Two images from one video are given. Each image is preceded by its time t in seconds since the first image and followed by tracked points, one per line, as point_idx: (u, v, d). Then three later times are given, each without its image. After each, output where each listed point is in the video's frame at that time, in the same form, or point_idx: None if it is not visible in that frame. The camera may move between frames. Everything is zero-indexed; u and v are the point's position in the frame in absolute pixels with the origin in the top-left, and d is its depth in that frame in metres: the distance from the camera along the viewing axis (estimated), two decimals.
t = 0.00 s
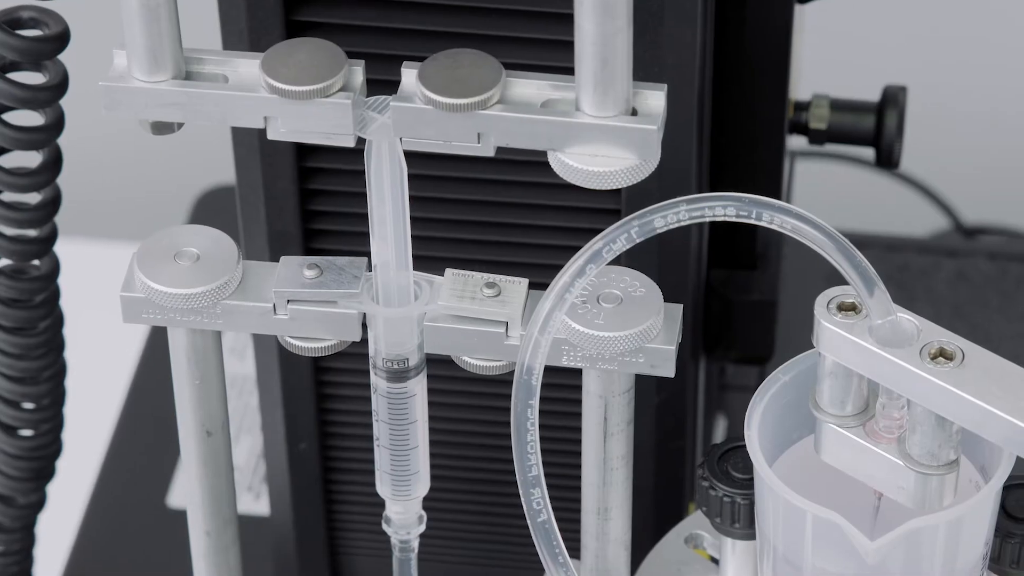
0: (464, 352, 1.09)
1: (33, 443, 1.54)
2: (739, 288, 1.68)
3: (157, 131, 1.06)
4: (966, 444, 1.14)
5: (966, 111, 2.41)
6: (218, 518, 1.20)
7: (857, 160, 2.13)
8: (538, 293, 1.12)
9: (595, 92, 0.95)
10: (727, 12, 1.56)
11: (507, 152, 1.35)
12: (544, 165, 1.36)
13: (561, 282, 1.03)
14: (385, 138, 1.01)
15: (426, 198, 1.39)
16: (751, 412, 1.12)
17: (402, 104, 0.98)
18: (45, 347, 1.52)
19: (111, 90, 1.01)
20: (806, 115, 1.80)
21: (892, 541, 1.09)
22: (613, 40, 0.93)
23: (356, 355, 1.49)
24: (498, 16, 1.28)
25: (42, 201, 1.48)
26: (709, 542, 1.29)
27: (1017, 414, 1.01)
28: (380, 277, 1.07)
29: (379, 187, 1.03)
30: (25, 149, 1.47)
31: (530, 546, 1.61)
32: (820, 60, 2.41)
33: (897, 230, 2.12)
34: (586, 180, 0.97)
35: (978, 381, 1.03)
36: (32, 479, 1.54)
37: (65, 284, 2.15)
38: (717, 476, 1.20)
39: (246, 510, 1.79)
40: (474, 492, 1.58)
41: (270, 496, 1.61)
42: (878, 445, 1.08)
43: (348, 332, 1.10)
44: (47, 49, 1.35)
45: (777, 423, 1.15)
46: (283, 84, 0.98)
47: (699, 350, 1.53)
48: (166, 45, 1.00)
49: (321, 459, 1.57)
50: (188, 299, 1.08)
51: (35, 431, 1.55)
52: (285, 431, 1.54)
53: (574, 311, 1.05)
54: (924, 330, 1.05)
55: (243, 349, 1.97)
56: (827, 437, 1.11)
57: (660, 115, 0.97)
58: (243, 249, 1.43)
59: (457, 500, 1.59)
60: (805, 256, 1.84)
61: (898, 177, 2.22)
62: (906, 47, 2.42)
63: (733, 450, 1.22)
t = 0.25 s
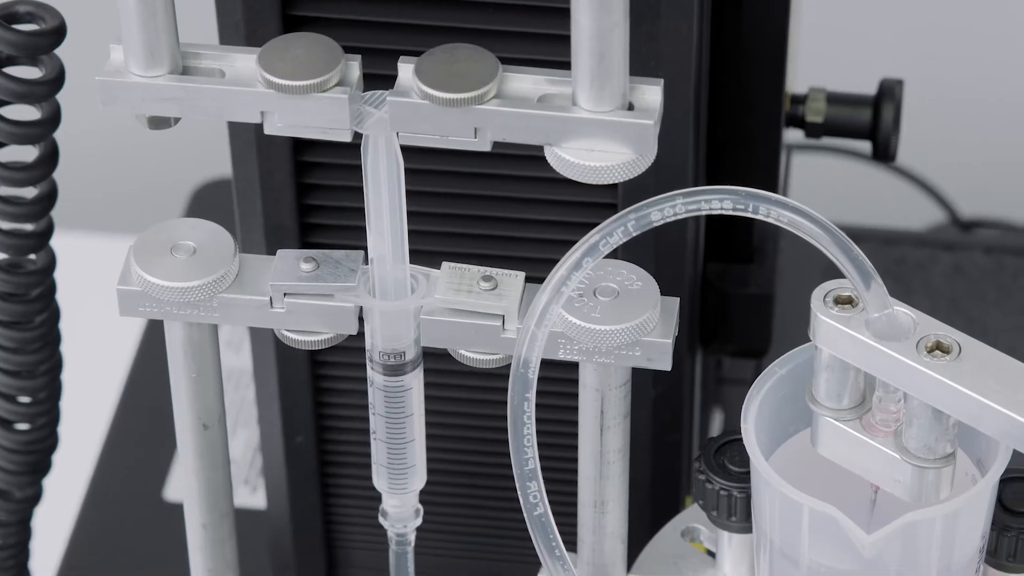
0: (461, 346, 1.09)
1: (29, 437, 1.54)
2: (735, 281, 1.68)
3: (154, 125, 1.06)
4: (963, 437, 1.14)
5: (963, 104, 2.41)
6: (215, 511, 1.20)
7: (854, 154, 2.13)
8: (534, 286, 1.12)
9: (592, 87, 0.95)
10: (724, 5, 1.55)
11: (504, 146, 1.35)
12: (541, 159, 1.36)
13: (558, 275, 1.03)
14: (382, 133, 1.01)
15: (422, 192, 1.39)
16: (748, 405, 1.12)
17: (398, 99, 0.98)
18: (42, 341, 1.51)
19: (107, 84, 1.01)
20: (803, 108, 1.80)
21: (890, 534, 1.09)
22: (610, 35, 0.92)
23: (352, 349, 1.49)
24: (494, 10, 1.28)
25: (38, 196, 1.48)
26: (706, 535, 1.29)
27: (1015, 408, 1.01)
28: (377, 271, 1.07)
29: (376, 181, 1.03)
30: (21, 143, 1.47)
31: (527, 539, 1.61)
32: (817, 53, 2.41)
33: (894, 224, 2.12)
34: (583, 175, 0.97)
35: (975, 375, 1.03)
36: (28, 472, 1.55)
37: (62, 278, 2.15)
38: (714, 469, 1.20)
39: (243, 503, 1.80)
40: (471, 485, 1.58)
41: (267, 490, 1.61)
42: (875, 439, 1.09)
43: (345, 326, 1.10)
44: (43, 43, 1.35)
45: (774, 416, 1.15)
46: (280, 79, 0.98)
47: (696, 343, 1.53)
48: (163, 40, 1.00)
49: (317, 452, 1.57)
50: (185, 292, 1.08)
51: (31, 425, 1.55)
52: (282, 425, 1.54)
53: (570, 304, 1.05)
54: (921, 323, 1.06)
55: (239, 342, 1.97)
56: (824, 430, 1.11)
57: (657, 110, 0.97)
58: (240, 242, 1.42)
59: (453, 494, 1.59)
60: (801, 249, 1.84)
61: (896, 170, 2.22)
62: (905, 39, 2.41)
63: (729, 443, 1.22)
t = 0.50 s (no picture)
0: (457, 340, 1.09)
1: (25, 432, 1.54)
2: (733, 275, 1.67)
3: (151, 120, 1.06)
4: (960, 431, 1.14)
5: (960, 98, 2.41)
6: (211, 505, 1.20)
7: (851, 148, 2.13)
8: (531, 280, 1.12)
9: (589, 82, 0.95)
10: None
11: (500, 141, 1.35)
12: (538, 154, 1.36)
13: (554, 269, 1.03)
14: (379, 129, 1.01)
15: (419, 186, 1.39)
16: (744, 398, 1.12)
17: (395, 94, 0.98)
18: (37, 336, 1.51)
19: (104, 80, 1.01)
20: (800, 102, 1.79)
21: (886, 528, 1.09)
22: (607, 30, 0.92)
23: (349, 343, 1.49)
24: (491, 5, 1.28)
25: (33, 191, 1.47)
26: (703, 529, 1.29)
27: (1011, 402, 1.01)
28: (374, 265, 1.08)
29: (373, 175, 1.03)
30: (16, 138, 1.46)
31: (522, 533, 1.61)
32: (814, 47, 2.41)
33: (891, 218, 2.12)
34: (580, 170, 0.97)
35: (971, 369, 1.03)
36: (24, 467, 1.55)
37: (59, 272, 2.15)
38: (711, 463, 1.20)
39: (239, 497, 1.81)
40: (467, 480, 1.58)
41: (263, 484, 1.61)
42: (872, 432, 1.09)
43: (342, 320, 1.10)
44: (39, 39, 1.35)
45: (770, 410, 1.15)
46: (277, 73, 0.98)
47: (693, 336, 1.54)
48: (160, 36, 1.00)
49: (314, 446, 1.58)
50: (181, 286, 1.08)
51: (26, 419, 1.55)
52: (278, 418, 1.54)
53: (567, 298, 1.05)
54: (917, 317, 1.06)
55: (236, 335, 1.98)
56: (821, 423, 1.11)
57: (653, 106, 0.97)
58: (237, 236, 1.42)
59: (450, 488, 1.59)
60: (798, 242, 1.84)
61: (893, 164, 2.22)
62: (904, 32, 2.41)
63: (726, 437, 1.23)
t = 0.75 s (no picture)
0: (455, 333, 1.09)
1: (21, 426, 1.53)
2: (730, 268, 1.67)
3: (148, 116, 1.05)
4: (956, 424, 1.14)
5: (957, 92, 2.41)
6: (208, 499, 1.20)
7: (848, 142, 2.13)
8: (528, 274, 1.12)
9: (585, 78, 0.95)
10: None
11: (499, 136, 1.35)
12: (535, 149, 1.36)
13: (551, 262, 1.02)
14: (377, 124, 1.01)
15: (415, 181, 1.39)
16: (741, 391, 1.12)
17: (392, 90, 0.98)
18: (33, 331, 1.51)
19: (101, 75, 1.00)
20: (797, 95, 1.79)
21: (884, 522, 1.09)
22: (603, 25, 0.92)
23: (345, 337, 1.49)
24: None
25: (30, 185, 1.47)
26: (700, 523, 1.29)
27: (1009, 396, 1.01)
28: (370, 259, 1.08)
29: (370, 170, 1.02)
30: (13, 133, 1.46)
31: (518, 527, 1.61)
32: (811, 41, 2.41)
33: (888, 212, 2.12)
34: (576, 166, 0.97)
35: (968, 362, 1.03)
36: (21, 461, 1.55)
37: (56, 266, 2.15)
38: (707, 457, 1.20)
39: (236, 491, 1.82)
40: (464, 474, 1.58)
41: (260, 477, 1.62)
42: (868, 426, 1.09)
43: (339, 313, 1.10)
44: (35, 34, 1.35)
45: (767, 403, 1.15)
46: (274, 69, 0.98)
47: (689, 330, 1.54)
48: (157, 31, 1.00)
49: (310, 440, 1.58)
50: (178, 279, 1.08)
51: (23, 414, 1.54)
52: (274, 412, 1.54)
53: (563, 292, 1.05)
54: (913, 310, 1.06)
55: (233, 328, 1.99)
56: (817, 417, 1.11)
57: (650, 101, 0.96)
58: (233, 230, 1.42)
59: (446, 482, 1.59)
60: (795, 236, 1.84)
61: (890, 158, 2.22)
62: (900, 27, 2.41)
63: (722, 431, 1.23)
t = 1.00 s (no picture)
0: (451, 327, 1.09)
1: (18, 421, 1.54)
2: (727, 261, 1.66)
3: (144, 111, 1.05)
4: (952, 418, 1.14)
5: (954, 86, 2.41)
6: (204, 492, 1.20)
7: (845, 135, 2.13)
8: (524, 268, 1.12)
9: (582, 73, 0.94)
10: None
11: (494, 131, 1.36)
12: (531, 143, 1.37)
13: (548, 256, 1.02)
14: (372, 118, 1.00)
15: (410, 175, 1.40)
16: (737, 385, 1.12)
17: (388, 84, 0.97)
18: (30, 325, 1.52)
19: (97, 70, 1.00)
20: (793, 89, 1.79)
21: (880, 515, 1.09)
22: (600, 21, 0.92)
23: (341, 331, 1.49)
24: None
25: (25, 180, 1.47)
26: (696, 516, 1.29)
27: (1005, 389, 1.01)
28: (367, 253, 1.07)
29: (366, 166, 1.02)
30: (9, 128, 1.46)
31: (515, 520, 1.61)
32: (808, 35, 2.41)
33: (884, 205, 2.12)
34: (572, 161, 0.97)
35: (965, 355, 1.03)
36: (17, 455, 1.55)
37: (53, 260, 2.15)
38: (704, 450, 1.20)
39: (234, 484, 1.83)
40: (461, 466, 1.58)
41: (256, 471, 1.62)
42: (864, 419, 1.09)
43: (335, 307, 1.10)
44: (32, 28, 1.35)
45: (763, 397, 1.16)
46: (270, 64, 0.97)
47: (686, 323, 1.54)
48: (154, 26, 1.00)
49: (306, 434, 1.58)
50: (174, 273, 1.08)
51: (20, 408, 1.55)
52: (271, 405, 1.54)
53: (560, 285, 1.05)
54: (910, 304, 1.06)
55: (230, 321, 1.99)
56: (814, 411, 1.11)
57: (647, 96, 0.96)
58: (230, 224, 1.43)
59: (443, 476, 1.59)
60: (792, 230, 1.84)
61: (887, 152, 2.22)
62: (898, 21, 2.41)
63: (719, 424, 1.23)
